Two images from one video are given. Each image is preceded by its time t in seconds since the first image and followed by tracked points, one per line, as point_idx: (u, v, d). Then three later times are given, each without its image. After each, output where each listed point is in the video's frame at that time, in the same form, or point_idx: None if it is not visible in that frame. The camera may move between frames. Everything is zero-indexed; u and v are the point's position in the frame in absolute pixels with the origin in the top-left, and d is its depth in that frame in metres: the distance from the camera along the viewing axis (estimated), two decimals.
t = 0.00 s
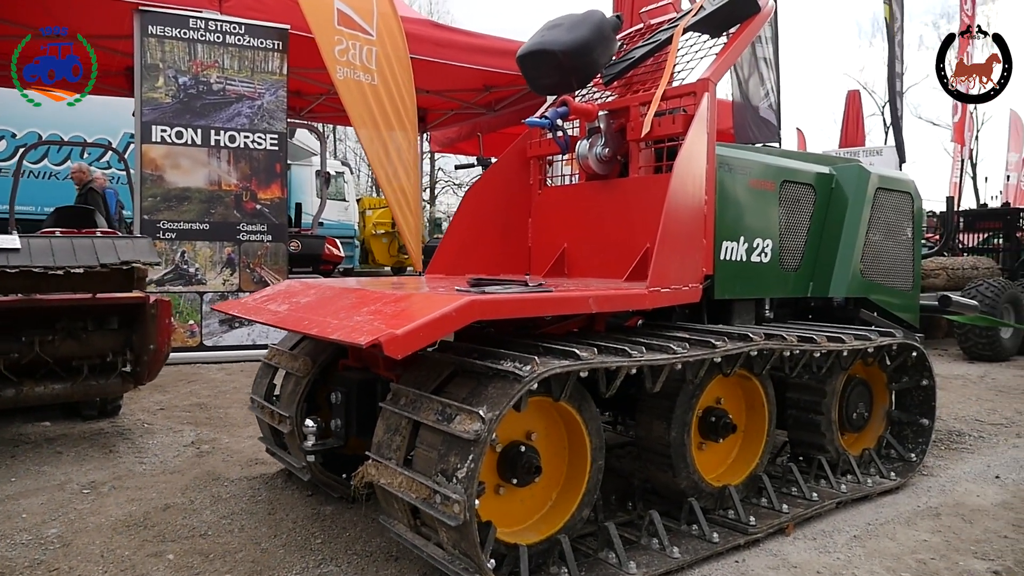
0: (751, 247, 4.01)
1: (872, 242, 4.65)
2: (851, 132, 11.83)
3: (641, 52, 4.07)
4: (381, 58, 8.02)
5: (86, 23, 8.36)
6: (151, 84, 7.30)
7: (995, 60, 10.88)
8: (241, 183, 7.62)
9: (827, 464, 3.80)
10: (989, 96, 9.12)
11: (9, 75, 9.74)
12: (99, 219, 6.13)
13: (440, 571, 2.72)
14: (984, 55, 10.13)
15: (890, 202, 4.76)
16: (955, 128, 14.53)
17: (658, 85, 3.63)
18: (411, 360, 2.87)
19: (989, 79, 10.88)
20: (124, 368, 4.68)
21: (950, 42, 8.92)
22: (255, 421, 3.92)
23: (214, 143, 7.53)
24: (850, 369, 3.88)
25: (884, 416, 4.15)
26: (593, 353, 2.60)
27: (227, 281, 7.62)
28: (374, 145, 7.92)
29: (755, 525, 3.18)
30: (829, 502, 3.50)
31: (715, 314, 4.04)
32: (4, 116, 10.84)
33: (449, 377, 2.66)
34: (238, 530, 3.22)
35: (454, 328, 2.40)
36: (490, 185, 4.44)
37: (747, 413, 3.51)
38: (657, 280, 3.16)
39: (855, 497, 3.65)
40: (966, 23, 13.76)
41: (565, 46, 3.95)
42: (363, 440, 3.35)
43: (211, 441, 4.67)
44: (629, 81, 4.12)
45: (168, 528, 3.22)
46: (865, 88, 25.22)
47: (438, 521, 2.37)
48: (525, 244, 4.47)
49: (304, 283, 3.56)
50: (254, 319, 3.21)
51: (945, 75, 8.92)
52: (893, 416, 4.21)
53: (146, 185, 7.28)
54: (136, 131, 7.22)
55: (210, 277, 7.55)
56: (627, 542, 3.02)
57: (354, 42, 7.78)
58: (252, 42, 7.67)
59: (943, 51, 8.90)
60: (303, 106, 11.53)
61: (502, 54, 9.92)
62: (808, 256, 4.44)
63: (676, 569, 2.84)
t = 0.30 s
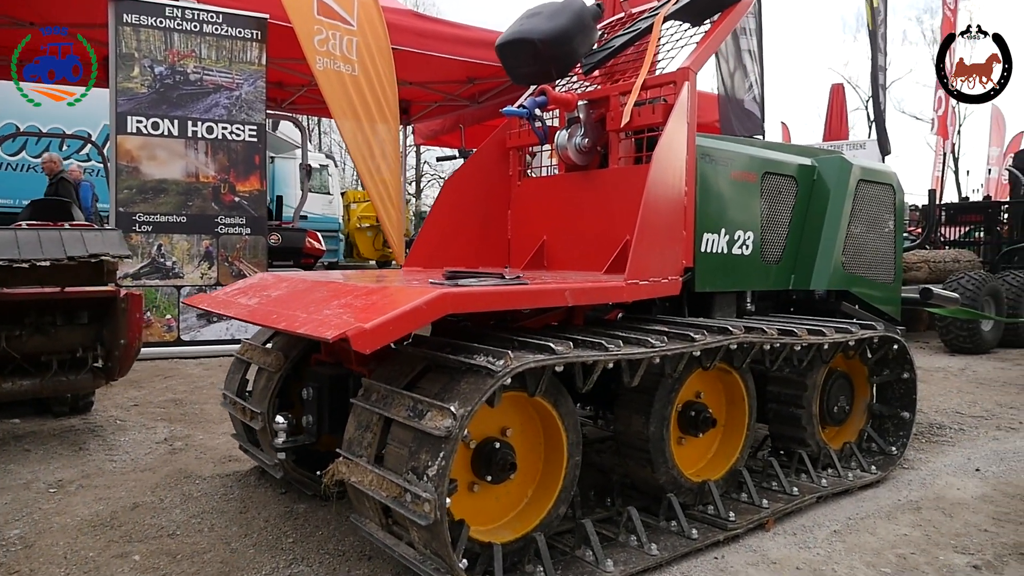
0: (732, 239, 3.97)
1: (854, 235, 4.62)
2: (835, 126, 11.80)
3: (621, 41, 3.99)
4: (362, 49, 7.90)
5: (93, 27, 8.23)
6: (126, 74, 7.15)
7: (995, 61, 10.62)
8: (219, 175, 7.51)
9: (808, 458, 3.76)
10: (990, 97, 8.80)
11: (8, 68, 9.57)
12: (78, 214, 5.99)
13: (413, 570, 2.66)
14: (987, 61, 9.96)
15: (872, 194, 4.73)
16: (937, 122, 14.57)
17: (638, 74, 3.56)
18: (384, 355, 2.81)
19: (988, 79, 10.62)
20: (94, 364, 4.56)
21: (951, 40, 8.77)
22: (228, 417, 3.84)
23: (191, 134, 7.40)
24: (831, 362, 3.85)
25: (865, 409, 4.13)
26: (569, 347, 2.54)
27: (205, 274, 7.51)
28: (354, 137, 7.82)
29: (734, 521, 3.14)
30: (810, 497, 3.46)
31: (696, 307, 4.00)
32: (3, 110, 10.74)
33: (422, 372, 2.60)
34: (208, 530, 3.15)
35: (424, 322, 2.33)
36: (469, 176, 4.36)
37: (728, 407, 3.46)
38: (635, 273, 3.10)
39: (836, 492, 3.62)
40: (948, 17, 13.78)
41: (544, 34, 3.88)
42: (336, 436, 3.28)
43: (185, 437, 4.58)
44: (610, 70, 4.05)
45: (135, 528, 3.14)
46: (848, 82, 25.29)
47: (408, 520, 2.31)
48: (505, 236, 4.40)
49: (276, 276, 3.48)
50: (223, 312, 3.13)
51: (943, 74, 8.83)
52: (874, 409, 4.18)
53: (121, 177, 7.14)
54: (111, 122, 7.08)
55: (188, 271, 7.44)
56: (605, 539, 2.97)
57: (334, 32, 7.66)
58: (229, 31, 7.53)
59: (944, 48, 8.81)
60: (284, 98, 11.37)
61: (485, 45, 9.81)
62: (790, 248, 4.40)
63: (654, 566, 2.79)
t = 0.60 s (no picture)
0: (712, 235, 3.92)
1: (834, 231, 4.59)
2: (816, 124, 11.82)
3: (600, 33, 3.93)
4: (341, 43, 7.79)
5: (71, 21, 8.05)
6: (100, 68, 7.00)
7: (995, 61, 10.62)
8: (195, 171, 7.37)
9: (788, 455, 3.73)
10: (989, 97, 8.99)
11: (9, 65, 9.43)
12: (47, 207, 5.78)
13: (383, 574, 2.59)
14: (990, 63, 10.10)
15: (852, 190, 4.70)
16: (917, 120, 14.64)
17: (616, 67, 3.49)
18: (354, 353, 2.73)
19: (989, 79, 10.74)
20: (62, 363, 4.45)
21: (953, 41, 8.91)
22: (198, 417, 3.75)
23: (167, 130, 7.26)
24: (812, 359, 3.81)
25: (845, 406, 4.09)
26: (543, 343, 2.47)
27: (181, 272, 7.36)
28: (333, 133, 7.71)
29: (713, 521, 3.09)
30: (789, 495, 3.42)
31: (676, 304, 3.95)
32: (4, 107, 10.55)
33: (392, 371, 2.53)
34: (174, 533, 3.06)
35: (393, 319, 2.26)
36: (446, 171, 4.28)
37: (707, 405, 3.42)
38: (613, 268, 3.03)
39: (816, 490, 3.58)
40: (927, 15, 13.87)
41: (522, 27, 3.81)
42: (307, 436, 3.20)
43: (156, 437, 4.48)
44: (588, 63, 3.98)
45: (99, 531, 3.05)
46: (829, 80, 25.42)
47: (376, 522, 2.24)
48: (483, 232, 4.33)
49: (246, 272, 3.39)
50: (189, 310, 3.04)
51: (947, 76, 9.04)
52: (854, 406, 4.15)
53: (94, 172, 7.00)
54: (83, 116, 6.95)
55: (163, 268, 7.30)
56: (582, 540, 2.92)
57: (312, 27, 7.55)
58: (206, 25, 7.39)
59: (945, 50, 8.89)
60: (264, 94, 11.22)
61: (467, 40, 9.71)
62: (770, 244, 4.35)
63: (631, 567, 2.74)
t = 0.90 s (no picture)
0: (692, 229, 3.85)
1: (815, 225, 4.54)
2: (800, 120, 11.81)
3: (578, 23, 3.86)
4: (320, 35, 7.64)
5: (43, 10, 7.86)
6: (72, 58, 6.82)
7: (995, 61, 10.74)
8: (171, 164, 7.21)
9: (768, 452, 3.67)
10: (988, 97, 9.03)
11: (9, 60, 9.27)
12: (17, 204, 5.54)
13: None
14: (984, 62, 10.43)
15: (834, 184, 4.66)
16: (899, 118, 14.67)
17: (594, 56, 3.41)
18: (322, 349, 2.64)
19: (989, 79, 10.79)
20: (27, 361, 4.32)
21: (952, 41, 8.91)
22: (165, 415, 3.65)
23: (141, 122, 7.10)
24: (792, 355, 3.76)
25: (826, 403, 4.04)
26: (515, 338, 2.40)
27: (155, 268, 7.18)
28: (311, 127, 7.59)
29: (692, 519, 3.03)
30: (769, 493, 3.37)
31: (655, 299, 3.88)
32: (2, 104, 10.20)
33: (360, 367, 2.44)
34: (136, 535, 2.96)
35: (358, 312, 2.17)
36: (421, 163, 4.19)
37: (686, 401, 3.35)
38: (589, 262, 2.95)
39: (796, 487, 3.53)
40: (910, 13, 13.92)
41: (498, 15, 3.73)
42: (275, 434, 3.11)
43: (124, 436, 4.37)
44: (566, 54, 3.89)
45: (57, 533, 2.94)
46: (812, 77, 25.47)
47: (341, 524, 2.16)
48: (460, 225, 4.25)
49: (213, 265, 3.29)
50: (152, 304, 2.94)
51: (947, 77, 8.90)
52: (835, 402, 4.10)
53: (65, 165, 6.82)
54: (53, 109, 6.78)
55: (137, 263, 7.11)
56: (558, 540, 2.85)
57: (290, 18, 7.41)
58: (181, 15, 7.25)
59: (944, 49, 8.88)
60: (243, 87, 11.05)
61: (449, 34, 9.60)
62: (751, 239, 4.30)
63: (608, 567, 2.67)
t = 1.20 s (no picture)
0: (676, 227, 3.79)
1: (800, 224, 4.49)
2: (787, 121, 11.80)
3: (559, 16, 3.78)
4: (303, 32, 7.53)
5: (20, 5, 7.70)
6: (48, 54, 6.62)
7: (995, 62, 10.76)
8: (149, 162, 6.97)
9: (753, 454, 3.62)
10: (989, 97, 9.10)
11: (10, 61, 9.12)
12: None
13: None
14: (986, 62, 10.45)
15: (819, 183, 4.61)
16: (884, 119, 14.70)
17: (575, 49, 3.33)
18: (295, 349, 2.56)
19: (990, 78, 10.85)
20: None
21: (952, 41, 8.86)
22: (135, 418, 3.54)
23: (119, 119, 6.87)
24: (777, 355, 3.70)
25: (812, 403, 3.98)
26: (492, 337, 2.32)
27: (134, 268, 6.94)
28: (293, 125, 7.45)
29: (675, 523, 2.96)
30: (754, 496, 3.31)
31: (639, 298, 3.82)
32: None
33: (331, 368, 2.36)
34: (102, 543, 2.86)
35: (326, 310, 2.09)
36: (401, 160, 4.10)
37: (670, 401, 3.29)
38: (569, 259, 2.87)
39: (782, 489, 3.47)
40: (894, 15, 13.96)
41: (479, 9, 3.67)
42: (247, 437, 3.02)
43: (95, 440, 4.25)
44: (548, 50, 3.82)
45: (19, 542, 2.84)
46: (797, 78, 25.55)
47: (309, 531, 2.07)
48: (441, 224, 4.17)
49: (184, 263, 3.19)
50: (118, 303, 2.84)
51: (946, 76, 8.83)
52: (821, 403, 4.05)
53: (41, 163, 6.60)
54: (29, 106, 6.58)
55: (115, 264, 6.89)
56: (538, 546, 2.77)
57: (272, 14, 7.31)
58: (159, 10, 6.98)
59: (943, 49, 8.86)
60: (227, 86, 10.90)
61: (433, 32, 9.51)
62: (736, 237, 4.24)
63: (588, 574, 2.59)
